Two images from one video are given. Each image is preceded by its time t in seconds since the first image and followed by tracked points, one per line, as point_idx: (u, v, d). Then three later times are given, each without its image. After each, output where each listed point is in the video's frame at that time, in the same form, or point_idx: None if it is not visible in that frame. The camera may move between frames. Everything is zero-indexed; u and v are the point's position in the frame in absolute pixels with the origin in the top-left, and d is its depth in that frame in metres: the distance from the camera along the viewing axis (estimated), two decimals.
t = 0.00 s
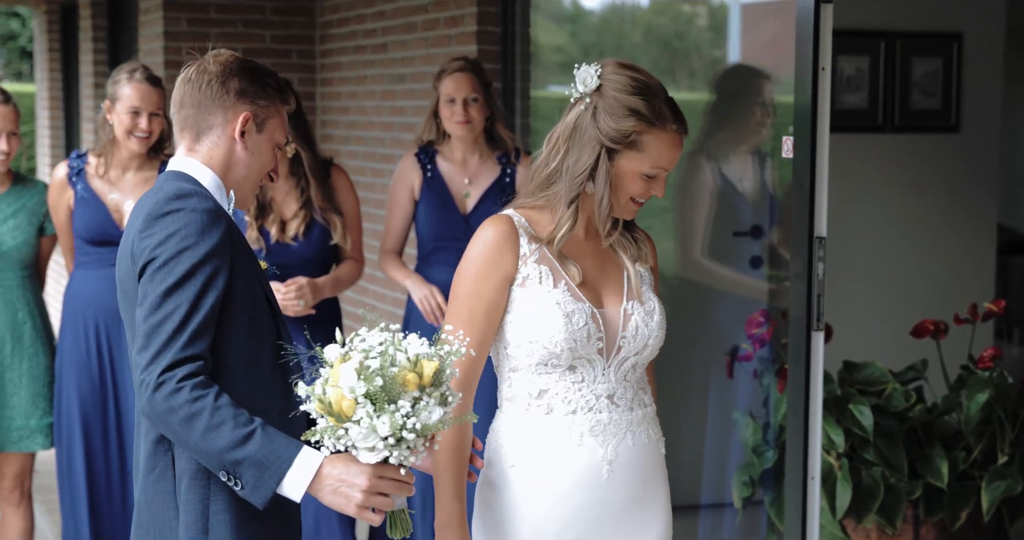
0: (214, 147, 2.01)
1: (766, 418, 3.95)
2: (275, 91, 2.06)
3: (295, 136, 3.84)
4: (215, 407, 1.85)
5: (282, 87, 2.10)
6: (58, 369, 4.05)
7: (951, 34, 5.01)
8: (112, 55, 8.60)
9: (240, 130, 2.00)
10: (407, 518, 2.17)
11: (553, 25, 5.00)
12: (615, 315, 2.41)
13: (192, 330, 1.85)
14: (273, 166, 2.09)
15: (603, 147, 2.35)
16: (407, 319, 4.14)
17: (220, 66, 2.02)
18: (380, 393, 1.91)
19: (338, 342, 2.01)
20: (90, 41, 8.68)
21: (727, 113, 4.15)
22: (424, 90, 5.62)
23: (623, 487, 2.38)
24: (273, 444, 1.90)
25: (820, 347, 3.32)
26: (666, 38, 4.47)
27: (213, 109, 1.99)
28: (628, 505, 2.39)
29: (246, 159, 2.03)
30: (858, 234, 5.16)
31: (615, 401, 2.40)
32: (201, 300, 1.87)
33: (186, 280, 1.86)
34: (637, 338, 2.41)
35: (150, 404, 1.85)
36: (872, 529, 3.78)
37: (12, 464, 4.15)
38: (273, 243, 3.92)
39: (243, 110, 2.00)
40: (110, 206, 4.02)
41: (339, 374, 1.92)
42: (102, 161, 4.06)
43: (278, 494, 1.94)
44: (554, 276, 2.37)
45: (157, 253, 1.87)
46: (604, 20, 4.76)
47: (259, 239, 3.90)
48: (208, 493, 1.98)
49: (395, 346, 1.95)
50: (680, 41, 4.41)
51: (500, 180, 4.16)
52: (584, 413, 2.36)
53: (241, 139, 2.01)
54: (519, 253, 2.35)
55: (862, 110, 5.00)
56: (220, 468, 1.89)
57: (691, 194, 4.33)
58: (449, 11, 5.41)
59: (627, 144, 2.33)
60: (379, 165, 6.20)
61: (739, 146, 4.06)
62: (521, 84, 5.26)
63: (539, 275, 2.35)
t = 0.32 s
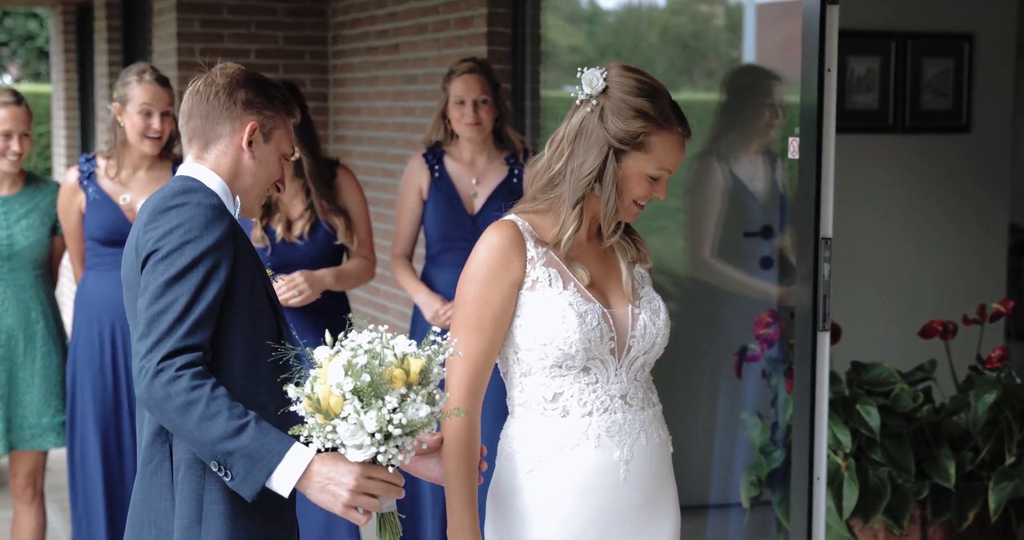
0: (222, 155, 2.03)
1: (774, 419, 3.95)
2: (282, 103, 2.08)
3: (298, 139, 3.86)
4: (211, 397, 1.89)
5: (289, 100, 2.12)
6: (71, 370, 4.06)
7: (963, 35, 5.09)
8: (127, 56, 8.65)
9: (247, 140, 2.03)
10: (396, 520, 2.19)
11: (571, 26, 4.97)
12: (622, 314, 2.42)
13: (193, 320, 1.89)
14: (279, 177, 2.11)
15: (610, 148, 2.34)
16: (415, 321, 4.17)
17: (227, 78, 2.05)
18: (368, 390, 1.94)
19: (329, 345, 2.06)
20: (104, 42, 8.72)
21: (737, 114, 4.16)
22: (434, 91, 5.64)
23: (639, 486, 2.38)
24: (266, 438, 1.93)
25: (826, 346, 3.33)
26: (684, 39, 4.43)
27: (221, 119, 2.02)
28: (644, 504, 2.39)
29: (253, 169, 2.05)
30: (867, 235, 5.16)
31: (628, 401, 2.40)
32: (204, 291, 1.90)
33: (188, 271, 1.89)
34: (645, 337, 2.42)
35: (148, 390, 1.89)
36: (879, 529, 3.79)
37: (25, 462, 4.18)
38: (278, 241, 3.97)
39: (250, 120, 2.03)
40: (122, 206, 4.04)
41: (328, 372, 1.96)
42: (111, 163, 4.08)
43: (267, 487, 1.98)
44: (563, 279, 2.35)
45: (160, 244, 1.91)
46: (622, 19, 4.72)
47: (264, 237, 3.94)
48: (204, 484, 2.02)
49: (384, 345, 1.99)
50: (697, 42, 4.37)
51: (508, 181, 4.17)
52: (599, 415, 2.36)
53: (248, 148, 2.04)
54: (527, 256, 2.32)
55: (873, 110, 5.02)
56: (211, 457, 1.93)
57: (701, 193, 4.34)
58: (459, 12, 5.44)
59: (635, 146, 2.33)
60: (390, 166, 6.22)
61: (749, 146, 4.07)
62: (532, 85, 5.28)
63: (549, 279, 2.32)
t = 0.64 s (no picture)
0: (226, 162, 2.04)
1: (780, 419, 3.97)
2: (286, 112, 2.10)
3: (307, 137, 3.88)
4: (214, 389, 1.91)
5: (293, 109, 2.14)
6: (84, 369, 4.08)
7: (974, 35, 5.10)
8: (141, 57, 8.70)
9: (251, 146, 2.05)
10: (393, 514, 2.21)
11: (588, 27, 4.97)
12: (630, 313, 2.42)
13: (197, 313, 1.91)
14: (285, 185, 2.12)
15: (613, 147, 2.35)
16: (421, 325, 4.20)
17: (231, 89, 2.07)
18: (369, 383, 1.95)
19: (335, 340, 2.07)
20: (118, 42, 8.75)
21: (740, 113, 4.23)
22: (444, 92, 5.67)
23: (648, 484, 2.39)
24: (267, 430, 1.95)
25: (831, 348, 3.34)
26: (701, 39, 4.51)
27: (224, 127, 2.04)
28: (653, 502, 2.40)
29: (257, 175, 2.07)
30: (876, 236, 5.16)
31: (635, 399, 2.40)
32: (207, 285, 1.93)
33: (192, 265, 1.92)
34: (653, 336, 2.42)
35: (152, 382, 1.91)
36: (886, 530, 3.79)
37: (36, 460, 4.19)
38: (282, 236, 3.98)
39: (254, 127, 2.05)
40: (138, 206, 4.06)
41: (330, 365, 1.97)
42: (125, 162, 4.09)
43: (266, 478, 1.99)
44: (572, 278, 2.35)
45: (164, 239, 1.93)
46: (638, 21, 4.77)
47: (267, 234, 3.96)
48: (204, 478, 2.04)
49: (386, 339, 2.00)
50: (713, 42, 4.46)
51: (515, 179, 4.21)
52: (608, 414, 2.37)
53: (252, 154, 2.05)
54: (534, 256, 2.32)
55: (884, 110, 5.02)
56: (213, 449, 1.94)
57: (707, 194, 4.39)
58: (470, 14, 5.47)
59: (639, 142, 2.34)
60: (400, 166, 6.25)
61: (758, 144, 4.07)
62: (541, 86, 5.29)
63: (557, 278, 2.32)
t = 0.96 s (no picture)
0: (227, 160, 2.06)
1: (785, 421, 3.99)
2: (287, 106, 2.11)
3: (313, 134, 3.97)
4: (217, 395, 1.92)
5: (294, 103, 2.15)
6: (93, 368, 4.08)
7: (980, 38, 5.12)
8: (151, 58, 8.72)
9: (251, 143, 2.06)
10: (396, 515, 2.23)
11: (601, 29, 4.90)
12: (635, 327, 2.42)
13: (198, 320, 1.92)
14: (288, 180, 2.14)
15: (606, 144, 2.36)
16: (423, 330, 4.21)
17: (232, 86, 2.08)
18: (375, 386, 2.00)
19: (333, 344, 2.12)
20: (128, 44, 8.78)
21: (741, 116, 4.29)
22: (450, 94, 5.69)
23: (640, 494, 2.40)
24: (272, 434, 1.96)
25: (836, 349, 3.35)
26: (713, 40, 4.48)
27: (225, 125, 2.06)
28: (644, 512, 2.41)
29: (258, 172, 2.08)
30: (881, 236, 5.17)
31: (632, 410, 2.41)
32: (207, 291, 1.94)
33: (192, 272, 1.93)
34: (655, 351, 2.42)
35: (155, 390, 1.92)
36: (890, 530, 3.82)
37: (41, 460, 4.21)
38: (288, 235, 4.02)
39: (254, 124, 2.06)
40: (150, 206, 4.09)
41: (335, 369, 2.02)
42: (135, 163, 4.10)
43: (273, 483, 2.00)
44: (579, 286, 2.36)
45: (164, 246, 1.94)
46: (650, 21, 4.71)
47: (274, 232, 3.99)
48: (209, 480, 2.06)
49: (390, 343, 2.06)
50: (725, 43, 4.43)
51: (516, 179, 4.23)
52: (602, 422, 2.37)
53: (253, 151, 2.07)
54: (543, 260, 2.34)
55: (890, 113, 5.05)
56: (218, 454, 1.95)
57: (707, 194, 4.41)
58: (477, 16, 5.50)
59: (628, 134, 2.35)
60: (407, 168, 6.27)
61: (762, 147, 4.18)
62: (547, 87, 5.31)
63: (565, 284, 2.33)
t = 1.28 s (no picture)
0: (226, 147, 2.04)
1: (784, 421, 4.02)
2: (284, 85, 2.07)
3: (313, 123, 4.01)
4: (223, 416, 1.90)
5: (291, 76, 2.11)
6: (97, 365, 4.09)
7: (982, 38, 5.13)
8: (156, 58, 8.75)
9: (249, 127, 2.03)
10: (403, 526, 2.25)
11: (608, 29, 4.89)
12: (628, 357, 2.46)
13: (202, 338, 1.91)
14: (290, 159, 2.11)
15: (593, 172, 2.46)
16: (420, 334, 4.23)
17: (226, 66, 2.04)
18: (381, 409, 1.97)
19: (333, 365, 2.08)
20: (134, 44, 8.80)
21: (739, 116, 4.35)
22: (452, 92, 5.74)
23: (621, 522, 2.42)
24: (278, 454, 1.95)
25: (832, 347, 3.36)
26: (720, 40, 4.51)
27: (221, 111, 2.03)
28: None
29: (258, 156, 2.06)
30: (882, 235, 5.18)
31: (620, 439, 2.43)
32: (210, 309, 1.92)
33: (195, 291, 1.91)
34: (646, 382, 2.45)
35: (161, 411, 1.91)
36: (889, 529, 3.83)
37: (46, 457, 4.23)
38: (299, 230, 4.06)
39: (251, 107, 2.03)
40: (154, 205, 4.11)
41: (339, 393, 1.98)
42: (138, 162, 4.10)
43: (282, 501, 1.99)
44: (576, 309, 2.42)
45: (167, 262, 1.92)
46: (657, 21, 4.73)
47: (285, 227, 4.04)
48: (218, 491, 2.04)
49: (392, 362, 2.02)
50: (731, 43, 4.46)
51: (514, 177, 4.27)
52: (587, 446, 2.39)
53: (250, 137, 2.05)
54: (545, 282, 2.41)
55: (892, 113, 5.06)
56: (226, 474, 1.95)
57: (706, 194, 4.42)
58: (479, 16, 5.51)
59: (609, 160, 2.44)
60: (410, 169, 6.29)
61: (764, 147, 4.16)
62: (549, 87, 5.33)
63: (561, 306, 2.40)
